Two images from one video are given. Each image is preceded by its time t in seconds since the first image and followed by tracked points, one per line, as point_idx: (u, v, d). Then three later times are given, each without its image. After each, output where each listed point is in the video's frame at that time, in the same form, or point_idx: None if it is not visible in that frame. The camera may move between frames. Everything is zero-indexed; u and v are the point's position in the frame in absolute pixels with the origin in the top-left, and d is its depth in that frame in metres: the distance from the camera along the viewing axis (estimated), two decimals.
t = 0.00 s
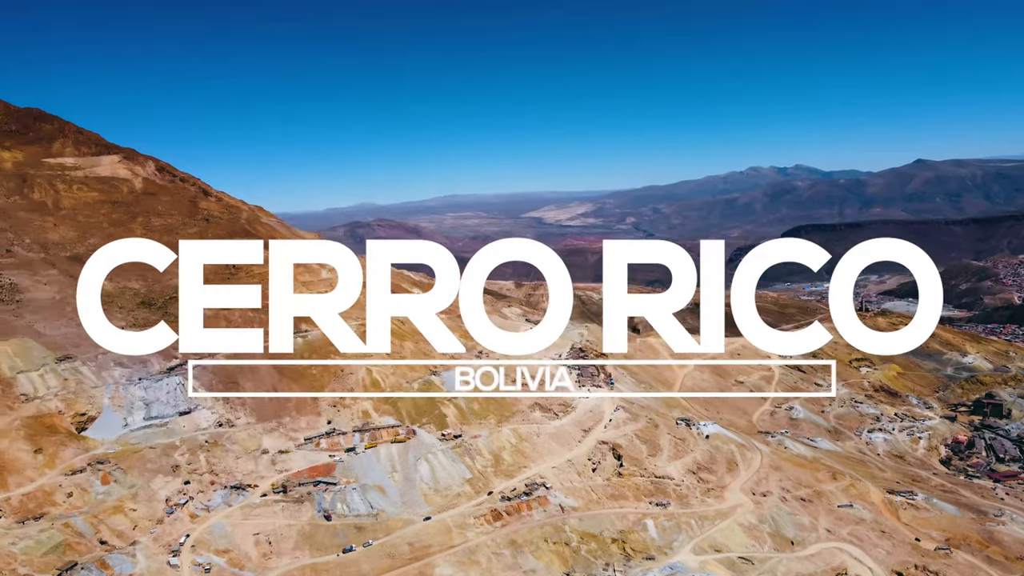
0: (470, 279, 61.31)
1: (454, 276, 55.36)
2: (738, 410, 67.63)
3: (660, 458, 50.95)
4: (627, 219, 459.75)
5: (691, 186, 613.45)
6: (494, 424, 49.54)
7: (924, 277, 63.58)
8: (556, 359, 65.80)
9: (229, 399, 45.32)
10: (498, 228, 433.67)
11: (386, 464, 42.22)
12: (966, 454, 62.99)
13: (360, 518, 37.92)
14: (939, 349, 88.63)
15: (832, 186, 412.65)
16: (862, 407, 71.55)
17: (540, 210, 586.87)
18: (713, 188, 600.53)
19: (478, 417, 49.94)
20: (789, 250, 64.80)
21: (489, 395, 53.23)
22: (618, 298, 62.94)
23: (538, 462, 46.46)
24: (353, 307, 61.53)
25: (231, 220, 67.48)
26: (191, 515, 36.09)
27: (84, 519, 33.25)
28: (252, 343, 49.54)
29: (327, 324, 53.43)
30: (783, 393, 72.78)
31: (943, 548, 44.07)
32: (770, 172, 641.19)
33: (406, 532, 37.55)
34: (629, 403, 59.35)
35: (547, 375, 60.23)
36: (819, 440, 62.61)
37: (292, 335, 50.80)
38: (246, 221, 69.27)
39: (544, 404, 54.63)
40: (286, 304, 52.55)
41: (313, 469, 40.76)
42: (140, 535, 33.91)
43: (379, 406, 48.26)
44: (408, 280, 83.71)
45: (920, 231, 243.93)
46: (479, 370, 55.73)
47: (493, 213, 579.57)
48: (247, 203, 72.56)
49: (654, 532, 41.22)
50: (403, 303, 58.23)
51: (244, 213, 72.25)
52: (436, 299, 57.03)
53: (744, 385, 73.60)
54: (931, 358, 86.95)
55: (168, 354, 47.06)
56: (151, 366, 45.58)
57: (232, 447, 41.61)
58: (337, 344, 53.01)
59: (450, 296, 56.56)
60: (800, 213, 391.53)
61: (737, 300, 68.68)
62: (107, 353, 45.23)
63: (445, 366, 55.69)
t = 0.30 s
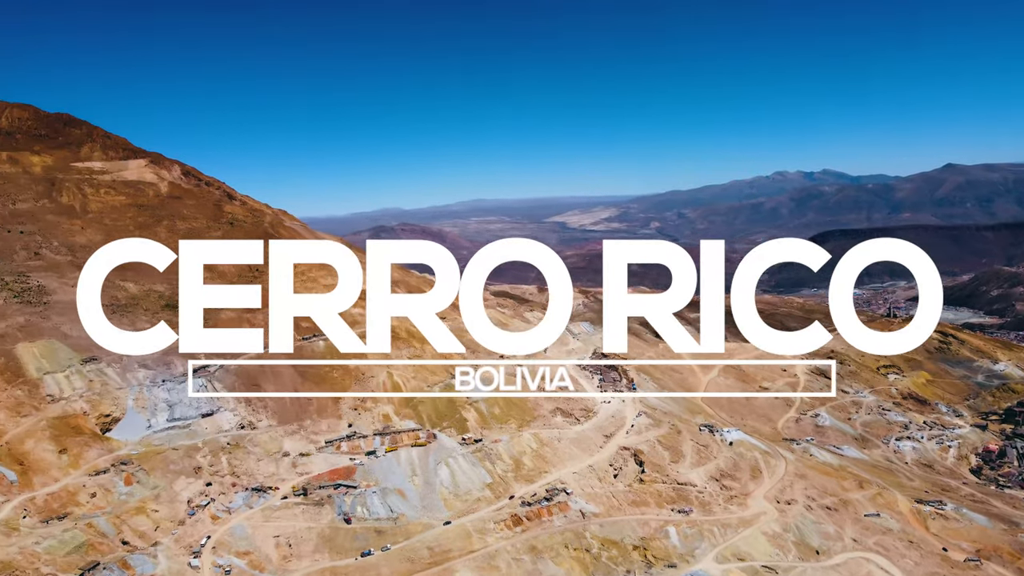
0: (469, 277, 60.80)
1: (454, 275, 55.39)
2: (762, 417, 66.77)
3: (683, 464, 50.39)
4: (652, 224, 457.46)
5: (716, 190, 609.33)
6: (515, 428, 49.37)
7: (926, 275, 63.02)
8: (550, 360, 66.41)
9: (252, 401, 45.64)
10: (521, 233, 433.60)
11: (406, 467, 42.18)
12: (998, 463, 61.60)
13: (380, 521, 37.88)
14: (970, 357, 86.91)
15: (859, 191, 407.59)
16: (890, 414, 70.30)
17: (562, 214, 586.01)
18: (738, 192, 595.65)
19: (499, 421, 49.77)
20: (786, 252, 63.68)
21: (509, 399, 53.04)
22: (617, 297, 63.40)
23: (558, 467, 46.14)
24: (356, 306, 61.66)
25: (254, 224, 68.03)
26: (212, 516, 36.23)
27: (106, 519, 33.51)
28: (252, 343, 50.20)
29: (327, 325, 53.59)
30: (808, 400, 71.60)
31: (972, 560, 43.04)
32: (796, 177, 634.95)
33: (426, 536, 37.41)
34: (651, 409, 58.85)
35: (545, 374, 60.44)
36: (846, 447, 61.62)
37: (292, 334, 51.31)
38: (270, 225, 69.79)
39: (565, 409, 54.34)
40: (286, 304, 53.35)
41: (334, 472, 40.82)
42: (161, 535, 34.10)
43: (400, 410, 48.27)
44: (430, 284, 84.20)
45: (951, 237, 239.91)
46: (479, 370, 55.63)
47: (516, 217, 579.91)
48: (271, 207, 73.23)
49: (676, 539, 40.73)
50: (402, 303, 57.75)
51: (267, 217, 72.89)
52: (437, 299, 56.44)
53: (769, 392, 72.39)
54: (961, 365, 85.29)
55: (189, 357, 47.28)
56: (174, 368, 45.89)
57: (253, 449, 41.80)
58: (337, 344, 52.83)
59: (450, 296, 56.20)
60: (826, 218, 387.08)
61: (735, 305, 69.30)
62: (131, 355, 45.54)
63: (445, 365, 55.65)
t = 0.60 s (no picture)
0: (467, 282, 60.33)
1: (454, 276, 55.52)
2: (787, 424, 65.94)
3: (705, 471, 49.82)
4: (676, 229, 454.85)
5: (741, 195, 604.78)
6: (535, 433, 49.15)
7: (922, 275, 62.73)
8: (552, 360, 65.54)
9: (273, 403, 45.85)
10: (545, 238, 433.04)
11: (426, 472, 42.12)
12: None
13: (400, 525, 37.80)
14: (1001, 364, 85.23)
15: (888, 196, 402.31)
16: (919, 422, 69.05)
17: (586, 219, 584.61)
18: (764, 198, 590.71)
19: (520, 426, 49.60)
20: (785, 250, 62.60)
21: (531, 404, 52.84)
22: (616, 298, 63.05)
23: (580, 473, 45.81)
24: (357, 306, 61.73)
25: (278, 228, 68.61)
26: (234, 518, 36.34)
27: (128, 519, 33.74)
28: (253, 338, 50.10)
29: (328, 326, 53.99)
30: (834, 407, 70.51)
31: (1003, 572, 42.04)
32: (823, 181, 628.29)
33: (446, 541, 37.28)
34: (674, 415, 58.35)
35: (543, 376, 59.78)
36: (873, 456, 60.59)
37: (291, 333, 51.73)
38: (293, 228, 70.38)
39: (587, 414, 54.01)
40: (287, 303, 53.80)
41: (354, 475, 40.84)
42: (183, 537, 34.24)
43: (421, 414, 48.28)
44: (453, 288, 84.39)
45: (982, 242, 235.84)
46: (479, 370, 55.44)
47: (540, 222, 579.30)
48: (295, 211, 73.74)
49: (698, 547, 40.22)
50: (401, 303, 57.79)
51: (291, 221, 73.37)
52: (437, 300, 56.17)
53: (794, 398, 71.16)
54: (992, 373, 83.65)
55: (212, 360, 47.61)
56: (197, 371, 46.24)
57: (274, 452, 41.92)
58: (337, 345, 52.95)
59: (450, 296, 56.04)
60: (854, 223, 382.37)
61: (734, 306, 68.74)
62: (155, 357, 45.94)
63: (443, 364, 55.21)
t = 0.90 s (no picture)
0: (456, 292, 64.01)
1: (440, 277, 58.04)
2: (813, 431, 65.07)
3: (729, 479, 49.20)
4: (701, 234, 451.82)
5: (767, 200, 599.83)
6: (557, 439, 48.87)
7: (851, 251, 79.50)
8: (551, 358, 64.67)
9: (295, 407, 46.06)
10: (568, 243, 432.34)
11: (446, 477, 42.03)
12: None
13: (420, 530, 37.70)
14: None
15: (917, 201, 396.73)
16: (949, 431, 67.72)
17: (610, 225, 584.10)
18: (791, 203, 585.43)
19: (541, 432, 49.37)
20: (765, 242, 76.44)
21: (552, 410, 52.60)
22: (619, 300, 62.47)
23: (601, 479, 45.41)
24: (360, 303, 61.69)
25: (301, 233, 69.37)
26: (254, 521, 36.45)
27: (150, 521, 33.95)
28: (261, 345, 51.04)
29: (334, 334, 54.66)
30: (861, 415, 69.40)
31: None
32: (851, 187, 621.13)
33: (466, 546, 37.10)
34: (697, 422, 57.81)
35: (543, 377, 58.96)
36: (901, 465, 59.51)
37: (292, 339, 52.79)
38: (316, 233, 71.11)
39: (609, 420, 53.65)
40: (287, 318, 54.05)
41: (375, 479, 40.81)
42: (204, 539, 34.37)
43: (442, 418, 48.27)
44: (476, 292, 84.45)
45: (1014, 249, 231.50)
46: (479, 370, 55.29)
47: (564, 227, 579.07)
48: (318, 215, 74.32)
49: (721, 555, 39.67)
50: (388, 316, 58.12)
51: (314, 226, 74.04)
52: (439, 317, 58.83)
53: (820, 406, 70.10)
54: None
55: (236, 362, 47.92)
56: (221, 373, 46.50)
57: (296, 455, 42.07)
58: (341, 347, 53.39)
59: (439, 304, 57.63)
60: (882, 229, 377.43)
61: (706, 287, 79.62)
62: (180, 360, 46.28)
63: (450, 366, 55.19)
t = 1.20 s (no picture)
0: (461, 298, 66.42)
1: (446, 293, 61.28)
2: (840, 440, 64.12)
3: (753, 487, 48.55)
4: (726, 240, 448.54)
5: (793, 205, 594.07)
6: (578, 445, 48.55)
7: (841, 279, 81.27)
8: (557, 358, 64.33)
9: (317, 410, 46.18)
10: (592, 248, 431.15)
11: (467, 482, 41.89)
12: None
13: (440, 535, 37.56)
14: None
15: (947, 206, 390.73)
16: (980, 440, 66.33)
17: (634, 230, 580.80)
18: (817, 209, 579.34)
19: (562, 437, 49.08)
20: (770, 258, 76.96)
21: (574, 415, 52.30)
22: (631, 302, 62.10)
23: (623, 486, 45.00)
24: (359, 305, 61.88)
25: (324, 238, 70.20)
26: (275, 524, 36.54)
27: (172, 523, 34.14)
28: (274, 347, 51.42)
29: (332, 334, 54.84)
30: (889, 424, 68.24)
31: None
32: (879, 192, 613.47)
33: (486, 552, 36.88)
34: (720, 428, 57.20)
35: (542, 375, 58.81)
36: (930, 474, 58.38)
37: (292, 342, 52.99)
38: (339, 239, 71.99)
39: (631, 427, 53.20)
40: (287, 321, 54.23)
41: (395, 484, 40.78)
42: (225, 542, 34.51)
43: (462, 423, 48.20)
44: (498, 297, 84.34)
45: None
46: (479, 371, 55.29)
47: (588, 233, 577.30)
48: (341, 220, 75.02)
49: (744, 564, 39.12)
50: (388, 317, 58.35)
51: (337, 230, 74.71)
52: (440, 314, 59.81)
53: (847, 414, 69.02)
54: None
55: (259, 366, 48.30)
56: (243, 377, 46.87)
57: (317, 459, 42.17)
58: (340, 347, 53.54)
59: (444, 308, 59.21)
60: (911, 234, 372.06)
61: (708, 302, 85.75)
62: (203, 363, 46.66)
63: (471, 370, 55.14)
